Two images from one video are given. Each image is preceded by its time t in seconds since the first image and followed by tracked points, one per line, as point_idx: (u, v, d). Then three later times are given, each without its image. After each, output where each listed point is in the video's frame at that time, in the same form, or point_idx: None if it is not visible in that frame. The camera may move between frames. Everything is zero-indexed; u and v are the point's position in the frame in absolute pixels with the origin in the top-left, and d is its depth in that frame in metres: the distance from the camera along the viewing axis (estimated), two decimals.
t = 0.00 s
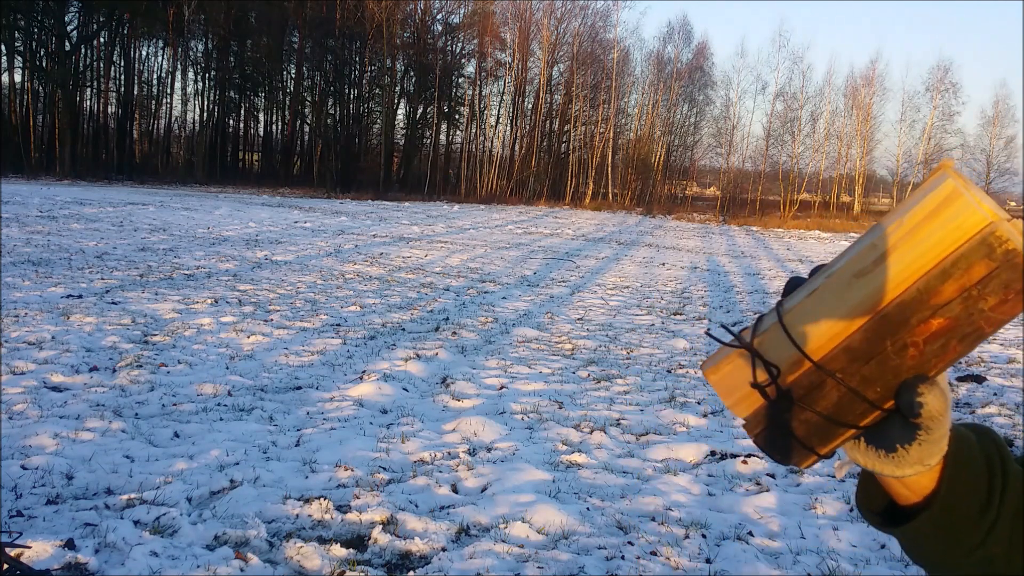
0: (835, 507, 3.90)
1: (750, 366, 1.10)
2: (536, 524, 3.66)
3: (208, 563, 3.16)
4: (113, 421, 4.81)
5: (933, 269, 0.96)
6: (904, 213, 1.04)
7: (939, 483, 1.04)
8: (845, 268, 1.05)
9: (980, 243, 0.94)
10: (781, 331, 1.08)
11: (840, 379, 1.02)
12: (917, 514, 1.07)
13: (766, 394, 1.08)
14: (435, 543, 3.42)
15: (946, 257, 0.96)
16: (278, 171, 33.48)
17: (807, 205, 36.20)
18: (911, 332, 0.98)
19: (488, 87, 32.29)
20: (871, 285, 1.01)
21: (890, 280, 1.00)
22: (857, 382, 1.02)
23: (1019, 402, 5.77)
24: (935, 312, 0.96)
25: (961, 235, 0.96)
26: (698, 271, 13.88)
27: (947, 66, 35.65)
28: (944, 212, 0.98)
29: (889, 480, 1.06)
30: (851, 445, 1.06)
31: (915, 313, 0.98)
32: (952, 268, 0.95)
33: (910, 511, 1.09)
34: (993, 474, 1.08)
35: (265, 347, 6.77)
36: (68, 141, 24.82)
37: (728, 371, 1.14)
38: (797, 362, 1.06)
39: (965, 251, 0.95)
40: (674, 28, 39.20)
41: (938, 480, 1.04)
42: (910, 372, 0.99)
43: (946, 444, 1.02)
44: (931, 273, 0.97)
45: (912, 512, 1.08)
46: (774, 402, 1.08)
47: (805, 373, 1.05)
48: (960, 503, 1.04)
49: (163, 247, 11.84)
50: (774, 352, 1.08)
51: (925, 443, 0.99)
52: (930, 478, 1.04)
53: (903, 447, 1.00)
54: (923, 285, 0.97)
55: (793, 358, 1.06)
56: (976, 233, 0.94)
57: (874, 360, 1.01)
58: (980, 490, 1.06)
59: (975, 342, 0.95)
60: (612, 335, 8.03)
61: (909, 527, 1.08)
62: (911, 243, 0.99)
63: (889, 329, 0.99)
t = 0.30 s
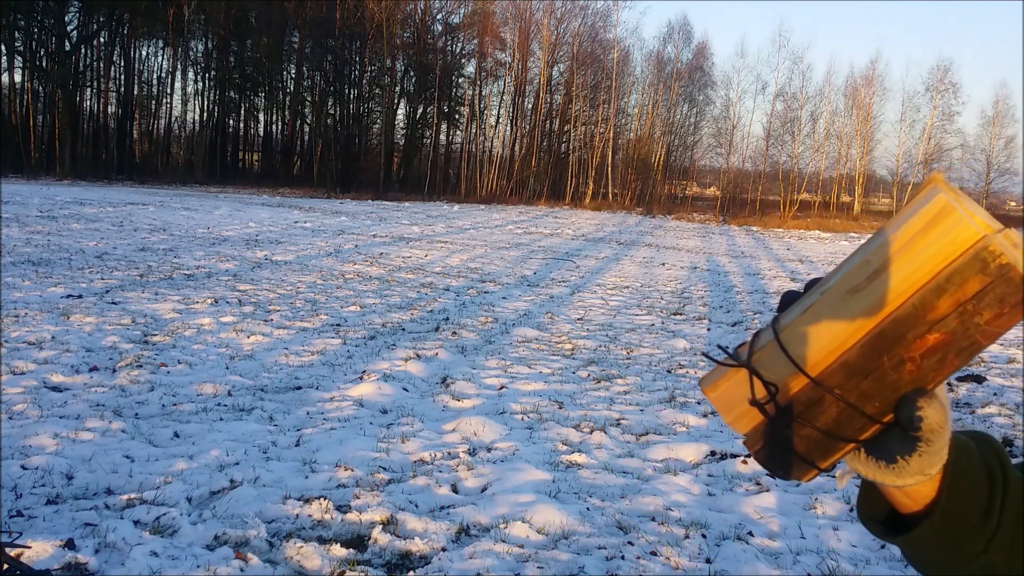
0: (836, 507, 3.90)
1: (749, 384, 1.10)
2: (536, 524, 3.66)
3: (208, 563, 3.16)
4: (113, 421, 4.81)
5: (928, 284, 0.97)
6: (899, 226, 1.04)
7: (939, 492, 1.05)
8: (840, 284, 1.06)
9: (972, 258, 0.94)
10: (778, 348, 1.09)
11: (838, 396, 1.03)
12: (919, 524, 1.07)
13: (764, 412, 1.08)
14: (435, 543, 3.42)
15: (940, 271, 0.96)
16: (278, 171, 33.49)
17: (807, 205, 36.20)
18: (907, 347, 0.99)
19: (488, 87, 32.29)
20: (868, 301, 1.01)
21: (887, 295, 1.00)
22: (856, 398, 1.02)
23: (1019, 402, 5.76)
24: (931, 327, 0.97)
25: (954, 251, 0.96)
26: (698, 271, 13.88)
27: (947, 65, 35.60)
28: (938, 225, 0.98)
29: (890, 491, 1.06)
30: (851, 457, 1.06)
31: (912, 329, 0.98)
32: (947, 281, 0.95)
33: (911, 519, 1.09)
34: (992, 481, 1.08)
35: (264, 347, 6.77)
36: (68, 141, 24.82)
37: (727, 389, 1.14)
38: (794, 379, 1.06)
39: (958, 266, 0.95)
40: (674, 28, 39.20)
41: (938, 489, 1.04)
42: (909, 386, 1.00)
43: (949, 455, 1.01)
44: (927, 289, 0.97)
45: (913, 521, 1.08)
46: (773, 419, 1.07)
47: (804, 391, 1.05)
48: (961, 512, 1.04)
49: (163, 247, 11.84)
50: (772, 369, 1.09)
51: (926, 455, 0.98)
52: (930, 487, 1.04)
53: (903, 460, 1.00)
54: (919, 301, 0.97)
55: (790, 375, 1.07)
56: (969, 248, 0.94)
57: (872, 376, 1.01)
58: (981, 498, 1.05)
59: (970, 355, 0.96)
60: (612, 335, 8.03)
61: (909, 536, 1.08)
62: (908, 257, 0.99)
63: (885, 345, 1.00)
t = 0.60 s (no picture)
0: (836, 507, 3.91)
1: (746, 386, 1.09)
2: (536, 524, 3.66)
3: (208, 563, 3.16)
4: (113, 421, 4.81)
5: (924, 286, 0.97)
6: (894, 228, 1.04)
7: (938, 492, 1.04)
8: (836, 287, 1.06)
9: (966, 261, 0.95)
10: (774, 353, 1.08)
11: (836, 398, 1.03)
12: (916, 525, 1.07)
13: (762, 414, 1.07)
14: (435, 543, 3.42)
15: (936, 274, 0.97)
16: (278, 171, 33.50)
17: (807, 205, 36.19)
18: (903, 349, 0.99)
19: (488, 87, 32.30)
20: (865, 303, 1.01)
21: (884, 297, 1.00)
22: (853, 400, 1.02)
23: (1019, 402, 5.76)
24: (927, 329, 0.98)
25: (949, 253, 0.97)
26: (698, 271, 13.87)
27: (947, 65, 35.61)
28: (933, 228, 0.98)
29: (888, 492, 1.05)
30: (850, 459, 1.06)
31: (908, 331, 0.99)
32: (943, 283, 0.96)
33: (909, 520, 1.08)
34: (989, 481, 1.08)
35: (265, 347, 6.77)
36: (68, 141, 24.82)
37: (725, 393, 1.13)
38: (791, 383, 1.06)
39: (952, 267, 0.96)
40: (674, 28, 39.22)
41: (937, 491, 1.04)
42: (905, 389, 1.00)
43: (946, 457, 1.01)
44: (923, 291, 0.97)
45: (913, 522, 1.08)
46: (771, 422, 1.07)
47: (802, 394, 1.05)
48: (959, 512, 1.04)
49: (163, 247, 11.84)
50: (768, 373, 1.08)
51: (925, 457, 0.98)
52: (928, 488, 1.04)
53: (902, 461, 0.99)
54: (914, 303, 0.98)
55: (788, 377, 1.06)
56: (964, 251, 0.95)
57: (868, 378, 1.01)
58: (978, 499, 1.06)
59: (967, 357, 0.96)
60: (612, 335, 8.03)
61: (909, 537, 1.08)
62: (904, 258, 1.00)
63: (882, 347, 1.00)
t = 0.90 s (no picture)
0: (835, 507, 3.91)
1: (746, 384, 1.09)
2: (537, 524, 3.66)
3: (208, 563, 3.16)
4: (113, 421, 4.81)
5: (923, 285, 0.97)
6: (894, 228, 1.04)
7: (937, 491, 1.05)
8: (836, 287, 1.06)
9: (969, 260, 0.95)
10: (774, 351, 1.08)
11: (835, 398, 1.03)
12: (914, 524, 1.07)
13: (762, 413, 1.07)
14: (435, 543, 3.42)
15: (935, 273, 0.97)
16: (278, 171, 33.53)
17: (807, 205, 36.22)
18: (905, 349, 0.99)
19: (488, 87, 32.31)
20: (866, 302, 1.01)
21: (884, 296, 1.00)
22: (852, 399, 1.02)
23: (1019, 402, 5.76)
24: (928, 329, 0.98)
25: (949, 253, 0.97)
26: (698, 271, 13.87)
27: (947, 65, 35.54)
28: (933, 228, 0.98)
29: (888, 491, 1.05)
30: (850, 457, 1.06)
31: (908, 331, 0.99)
32: (943, 283, 0.96)
33: (909, 520, 1.09)
34: (990, 481, 1.08)
35: (265, 347, 6.77)
36: (68, 141, 24.84)
37: (726, 390, 1.13)
38: (790, 382, 1.06)
39: (953, 266, 0.96)
40: (674, 28, 39.23)
41: (937, 488, 1.04)
42: (905, 388, 1.00)
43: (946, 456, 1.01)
44: (921, 291, 0.98)
45: (913, 521, 1.08)
46: (771, 421, 1.07)
47: (800, 394, 1.05)
48: (957, 512, 1.05)
49: (163, 247, 11.84)
50: (769, 371, 1.08)
51: (924, 455, 0.97)
52: (927, 487, 1.04)
53: (902, 459, 0.99)
54: (915, 303, 0.98)
55: (787, 377, 1.06)
56: (965, 250, 0.95)
57: (868, 378, 1.01)
58: (975, 500, 1.06)
59: (967, 358, 0.96)
60: (612, 335, 8.03)
61: (908, 536, 1.08)
62: (906, 256, 0.99)
63: (882, 347, 1.00)
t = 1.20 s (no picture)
0: (836, 507, 3.91)
1: (748, 385, 1.09)
2: (537, 524, 3.66)
3: (208, 563, 3.16)
4: (113, 421, 4.81)
5: (924, 288, 0.97)
6: (895, 231, 1.04)
7: (938, 494, 1.04)
8: (837, 289, 1.05)
9: (969, 264, 0.94)
10: (776, 353, 1.08)
11: (835, 399, 1.03)
12: (915, 525, 1.07)
13: (763, 415, 1.07)
14: (435, 543, 3.42)
15: (934, 276, 0.97)
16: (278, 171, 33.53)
17: (807, 206, 36.23)
18: (905, 352, 0.99)
19: (488, 87, 32.29)
20: (866, 304, 1.01)
21: (885, 298, 1.00)
22: (854, 401, 1.02)
23: (1019, 402, 5.76)
24: (927, 333, 0.98)
25: (949, 256, 0.97)
26: (698, 271, 13.87)
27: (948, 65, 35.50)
28: (933, 232, 0.98)
29: (888, 492, 1.05)
30: (850, 459, 1.07)
31: (909, 333, 0.98)
32: (943, 285, 0.96)
33: (910, 521, 1.08)
34: (992, 482, 1.08)
35: (264, 347, 6.77)
36: (68, 140, 24.81)
37: (725, 393, 1.13)
38: (791, 384, 1.06)
39: (952, 269, 0.96)
40: (674, 28, 39.22)
41: (937, 491, 1.04)
42: (906, 390, 1.00)
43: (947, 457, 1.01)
44: (922, 294, 0.97)
45: (913, 522, 1.08)
46: (771, 423, 1.07)
47: (800, 395, 1.06)
48: (958, 512, 1.05)
49: (163, 247, 11.84)
50: (770, 373, 1.08)
51: (926, 457, 0.98)
52: (928, 489, 1.04)
53: (901, 461, 0.99)
54: (914, 306, 0.98)
55: (788, 379, 1.06)
56: (964, 253, 0.95)
57: (868, 379, 1.01)
58: (976, 500, 1.06)
59: (968, 361, 0.96)
60: (612, 335, 8.03)
61: (910, 537, 1.08)
62: (906, 259, 0.99)
63: (881, 348, 1.00)
